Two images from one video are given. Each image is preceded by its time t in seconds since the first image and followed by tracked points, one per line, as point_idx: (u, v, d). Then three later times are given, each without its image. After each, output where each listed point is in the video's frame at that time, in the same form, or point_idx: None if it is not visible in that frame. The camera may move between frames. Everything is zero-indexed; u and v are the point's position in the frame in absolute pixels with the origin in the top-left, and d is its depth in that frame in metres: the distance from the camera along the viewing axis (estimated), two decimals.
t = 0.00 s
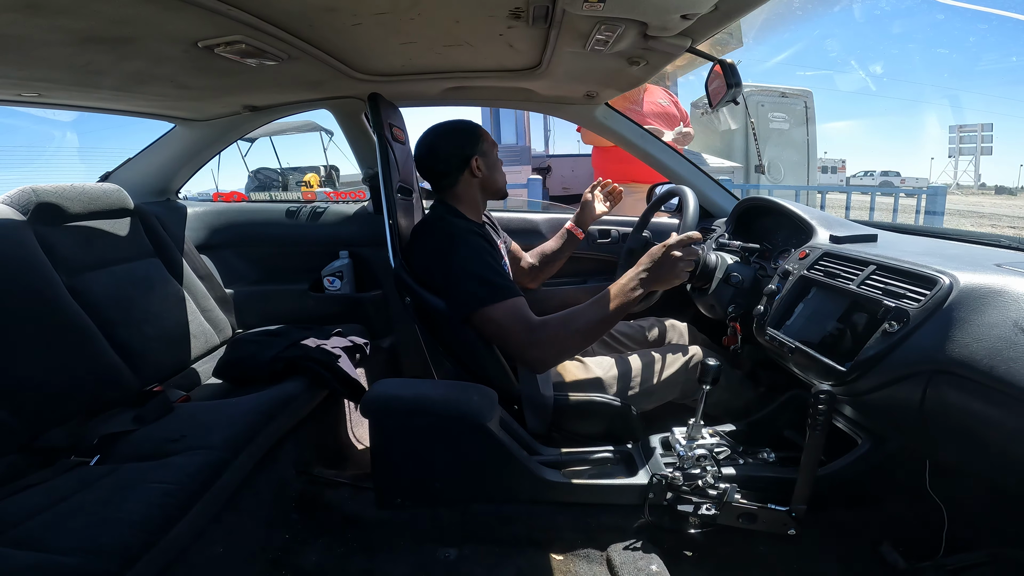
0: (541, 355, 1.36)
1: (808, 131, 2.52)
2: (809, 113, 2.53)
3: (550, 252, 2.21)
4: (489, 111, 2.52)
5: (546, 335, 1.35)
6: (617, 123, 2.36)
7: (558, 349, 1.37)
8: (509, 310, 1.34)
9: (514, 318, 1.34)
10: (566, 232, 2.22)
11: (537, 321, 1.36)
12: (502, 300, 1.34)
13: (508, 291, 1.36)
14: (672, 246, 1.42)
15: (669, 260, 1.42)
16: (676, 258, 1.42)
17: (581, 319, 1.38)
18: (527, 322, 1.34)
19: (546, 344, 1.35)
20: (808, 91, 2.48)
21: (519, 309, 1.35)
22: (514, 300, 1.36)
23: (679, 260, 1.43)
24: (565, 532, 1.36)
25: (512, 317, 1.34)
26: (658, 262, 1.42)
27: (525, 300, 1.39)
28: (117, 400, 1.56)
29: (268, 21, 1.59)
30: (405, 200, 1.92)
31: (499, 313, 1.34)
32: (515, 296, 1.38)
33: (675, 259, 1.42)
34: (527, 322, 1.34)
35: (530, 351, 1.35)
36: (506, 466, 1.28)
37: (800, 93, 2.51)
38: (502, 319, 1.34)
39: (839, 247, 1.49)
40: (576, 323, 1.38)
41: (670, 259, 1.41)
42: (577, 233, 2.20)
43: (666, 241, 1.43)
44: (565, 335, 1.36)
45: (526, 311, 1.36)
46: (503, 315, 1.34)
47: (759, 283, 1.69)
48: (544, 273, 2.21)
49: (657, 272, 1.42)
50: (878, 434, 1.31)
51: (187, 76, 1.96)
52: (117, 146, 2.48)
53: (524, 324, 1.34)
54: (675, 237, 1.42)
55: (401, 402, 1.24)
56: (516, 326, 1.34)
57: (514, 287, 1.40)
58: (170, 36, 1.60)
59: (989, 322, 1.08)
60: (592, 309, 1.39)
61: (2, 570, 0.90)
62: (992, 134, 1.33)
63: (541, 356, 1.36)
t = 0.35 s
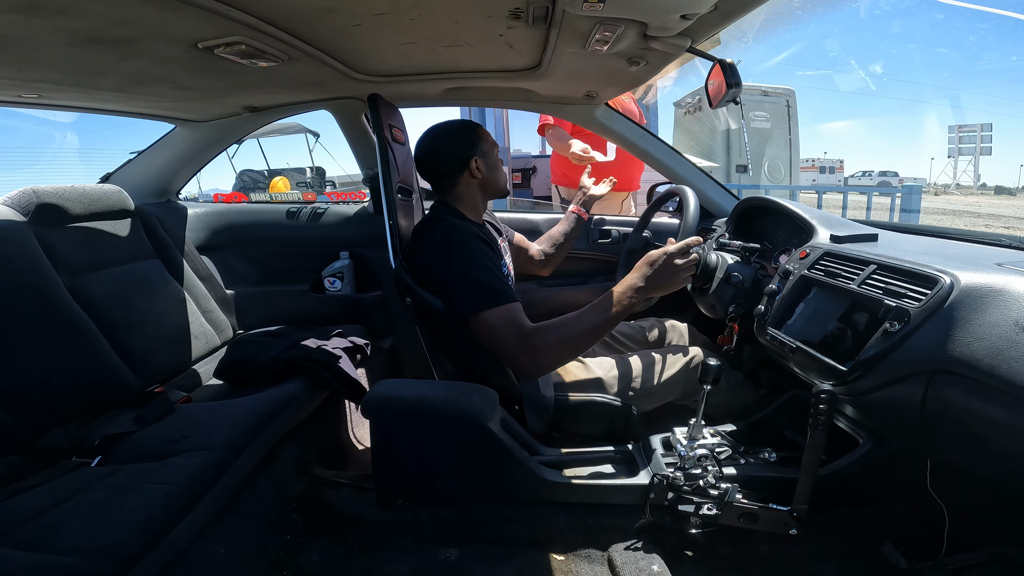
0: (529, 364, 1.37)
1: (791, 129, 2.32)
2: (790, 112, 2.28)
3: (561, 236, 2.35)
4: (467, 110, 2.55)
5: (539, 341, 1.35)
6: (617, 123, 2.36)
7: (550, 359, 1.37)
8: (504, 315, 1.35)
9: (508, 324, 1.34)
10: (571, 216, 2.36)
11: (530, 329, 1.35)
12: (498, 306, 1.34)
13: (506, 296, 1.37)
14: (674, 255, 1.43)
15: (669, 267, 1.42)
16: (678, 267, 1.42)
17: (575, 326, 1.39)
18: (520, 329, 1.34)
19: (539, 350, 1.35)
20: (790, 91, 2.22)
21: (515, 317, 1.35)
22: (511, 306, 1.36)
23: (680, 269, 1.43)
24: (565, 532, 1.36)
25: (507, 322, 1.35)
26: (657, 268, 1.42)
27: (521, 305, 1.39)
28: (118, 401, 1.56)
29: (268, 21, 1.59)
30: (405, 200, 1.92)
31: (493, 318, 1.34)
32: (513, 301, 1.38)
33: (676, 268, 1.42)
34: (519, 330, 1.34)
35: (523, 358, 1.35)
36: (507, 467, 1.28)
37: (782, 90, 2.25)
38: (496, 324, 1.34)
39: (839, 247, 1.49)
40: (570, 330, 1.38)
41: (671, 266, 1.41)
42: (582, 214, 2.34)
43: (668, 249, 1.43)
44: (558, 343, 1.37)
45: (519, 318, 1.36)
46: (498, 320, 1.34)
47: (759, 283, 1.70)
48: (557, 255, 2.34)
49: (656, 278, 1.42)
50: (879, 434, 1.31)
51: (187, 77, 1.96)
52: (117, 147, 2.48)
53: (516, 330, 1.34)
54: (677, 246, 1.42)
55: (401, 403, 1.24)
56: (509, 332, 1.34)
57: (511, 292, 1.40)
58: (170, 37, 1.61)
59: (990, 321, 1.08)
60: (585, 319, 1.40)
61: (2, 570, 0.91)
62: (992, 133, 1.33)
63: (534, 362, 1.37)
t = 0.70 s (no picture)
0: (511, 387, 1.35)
1: (789, 130, 2.26)
2: (786, 113, 2.22)
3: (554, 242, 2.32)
4: (461, 110, 2.55)
5: (522, 371, 1.32)
6: (617, 124, 2.36)
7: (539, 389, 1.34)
8: (496, 328, 1.34)
9: (499, 339, 1.33)
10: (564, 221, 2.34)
11: (521, 353, 1.34)
12: (491, 317, 1.34)
13: (502, 308, 1.37)
14: (711, 362, 1.37)
15: (701, 371, 1.35)
16: (711, 374, 1.36)
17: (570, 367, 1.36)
18: (510, 348, 1.33)
19: (519, 379, 1.33)
20: (787, 90, 2.15)
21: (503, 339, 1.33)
22: (505, 319, 1.36)
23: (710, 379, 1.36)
24: (565, 532, 1.36)
25: (495, 338, 1.34)
26: (690, 374, 1.35)
27: (515, 319, 1.39)
28: (118, 402, 1.56)
29: (268, 22, 1.59)
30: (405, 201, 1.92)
31: (486, 329, 1.34)
32: (507, 318, 1.37)
33: (709, 375, 1.35)
34: (509, 349, 1.33)
35: (505, 380, 1.34)
36: (507, 467, 1.28)
37: (778, 89, 2.18)
38: (488, 335, 1.34)
39: (840, 247, 1.49)
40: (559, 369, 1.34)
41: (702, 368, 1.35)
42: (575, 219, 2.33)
43: (707, 355, 1.38)
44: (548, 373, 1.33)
45: (512, 335, 1.35)
46: (488, 334, 1.34)
47: (760, 283, 1.69)
48: (552, 260, 2.33)
49: (683, 381, 1.35)
50: (880, 434, 1.31)
51: (187, 77, 1.96)
52: (118, 148, 2.48)
53: (506, 350, 1.33)
54: (718, 354, 1.38)
55: (401, 403, 1.24)
56: (496, 352, 1.33)
57: (506, 306, 1.39)
58: (171, 37, 1.61)
59: (991, 321, 1.08)
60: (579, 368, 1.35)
61: (3, 570, 0.91)
62: (992, 134, 1.33)
63: (513, 387, 1.35)
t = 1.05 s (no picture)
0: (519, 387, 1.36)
1: (789, 129, 2.34)
2: (786, 112, 2.30)
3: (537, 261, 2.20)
4: (461, 110, 2.55)
5: (527, 369, 1.34)
6: (617, 123, 2.36)
7: (544, 387, 1.35)
8: (499, 329, 1.35)
9: (503, 339, 1.35)
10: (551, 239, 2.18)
11: (526, 352, 1.35)
12: (495, 319, 1.34)
13: (504, 310, 1.37)
14: (710, 349, 1.37)
15: (704, 360, 1.35)
16: (715, 360, 1.36)
17: (574, 361, 1.38)
18: (519, 348, 1.35)
19: (523, 379, 1.34)
20: (787, 90, 2.24)
21: (508, 338, 1.35)
22: (508, 319, 1.37)
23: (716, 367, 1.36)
24: (565, 532, 1.36)
25: (500, 337, 1.35)
26: (697, 365, 1.35)
27: (519, 319, 1.40)
28: (119, 402, 1.56)
29: (269, 22, 1.59)
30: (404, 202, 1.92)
31: (489, 331, 1.34)
32: (510, 318, 1.38)
33: (713, 363, 1.35)
34: (514, 348, 1.35)
35: (507, 379, 1.35)
36: (507, 467, 1.28)
37: (779, 90, 2.25)
38: (492, 337, 1.34)
39: (840, 247, 1.49)
40: (562, 371, 1.36)
41: (706, 358, 1.35)
42: (562, 241, 2.17)
43: (703, 342, 1.38)
44: (551, 370, 1.35)
45: (517, 335, 1.36)
46: (492, 333, 1.34)
47: (760, 284, 1.69)
48: (532, 282, 2.23)
49: (692, 373, 1.34)
50: (880, 434, 1.31)
51: (188, 77, 1.96)
52: (119, 149, 2.48)
53: (510, 350, 1.35)
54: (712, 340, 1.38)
55: (402, 403, 1.24)
56: (502, 351, 1.34)
57: (508, 306, 1.41)
58: (172, 38, 1.61)
59: (991, 321, 1.08)
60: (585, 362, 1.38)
61: (4, 570, 0.91)
62: (993, 134, 1.33)
63: (514, 387, 1.36)
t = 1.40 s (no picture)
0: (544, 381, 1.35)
1: (790, 128, 2.34)
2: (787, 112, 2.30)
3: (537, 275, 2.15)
4: (461, 110, 2.55)
5: (550, 365, 1.34)
6: (617, 124, 2.36)
7: (562, 382, 1.35)
8: (515, 326, 1.35)
9: (521, 336, 1.34)
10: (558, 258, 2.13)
11: (544, 347, 1.35)
12: (508, 317, 1.35)
13: (514, 307, 1.37)
14: (732, 346, 1.37)
15: (726, 356, 1.35)
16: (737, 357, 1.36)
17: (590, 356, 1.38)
18: (539, 342, 1.35)
19: (545, 374, 1.34)
20: (787, 91, 2.24)
21: (528, 333, 1.35)
22: (521, 316, 1.36)
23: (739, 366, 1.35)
24: (566, 533, 1.36)
25: (519, 333, 1.35)
26: (721, 362, 1.34)
27: (532, 315, 1.39)
28: (120, 402, 1.56)
29: (269, 22, 1.59)
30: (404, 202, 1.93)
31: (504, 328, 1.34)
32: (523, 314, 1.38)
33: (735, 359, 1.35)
34: (533, 344, 1.35)
35: (528, 375, 1.35)
36: (507, 467, 1.28)
37: (779, 90, 2.27)
38: (512, 334, 1.34)
39: (841, 248, 1.49)
40: (584, 364, 1.36)
41: (729, 353, 1.35)
42: (568, 264, 2.10)
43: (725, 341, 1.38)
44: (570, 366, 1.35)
45: (534, 329, 1.37)
46: (509, 331, 1.34)
47: (761, 284, 1.69)
48: (528, 293, 2.17)
49: (718, 369, 1.33)
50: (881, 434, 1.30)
51: (188, 77, 1.96)
52: (119, 149, 2.48)
53: (529, 345, 1.34)
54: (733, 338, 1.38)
55: (402, 403, 1.24)
56: (523, 347, 1.34)
57: (518, 302, 1.40)
58: (172, 38, 1.61)
59: (991, 322, 1.08)
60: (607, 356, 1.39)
61: (5, 570, 0.91)
62: (993, 134, 1.33)
63: (535, 380, 1.35)
